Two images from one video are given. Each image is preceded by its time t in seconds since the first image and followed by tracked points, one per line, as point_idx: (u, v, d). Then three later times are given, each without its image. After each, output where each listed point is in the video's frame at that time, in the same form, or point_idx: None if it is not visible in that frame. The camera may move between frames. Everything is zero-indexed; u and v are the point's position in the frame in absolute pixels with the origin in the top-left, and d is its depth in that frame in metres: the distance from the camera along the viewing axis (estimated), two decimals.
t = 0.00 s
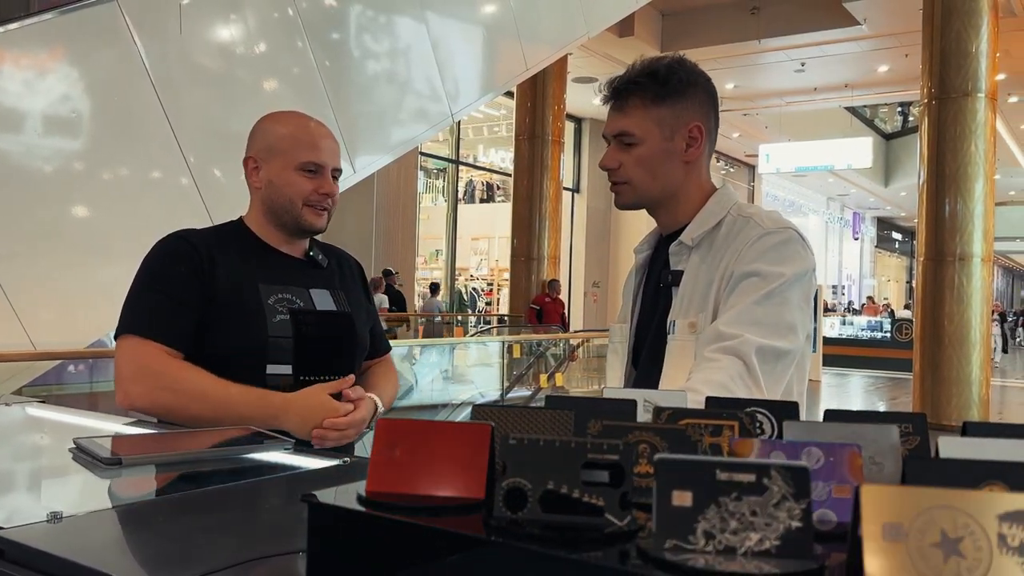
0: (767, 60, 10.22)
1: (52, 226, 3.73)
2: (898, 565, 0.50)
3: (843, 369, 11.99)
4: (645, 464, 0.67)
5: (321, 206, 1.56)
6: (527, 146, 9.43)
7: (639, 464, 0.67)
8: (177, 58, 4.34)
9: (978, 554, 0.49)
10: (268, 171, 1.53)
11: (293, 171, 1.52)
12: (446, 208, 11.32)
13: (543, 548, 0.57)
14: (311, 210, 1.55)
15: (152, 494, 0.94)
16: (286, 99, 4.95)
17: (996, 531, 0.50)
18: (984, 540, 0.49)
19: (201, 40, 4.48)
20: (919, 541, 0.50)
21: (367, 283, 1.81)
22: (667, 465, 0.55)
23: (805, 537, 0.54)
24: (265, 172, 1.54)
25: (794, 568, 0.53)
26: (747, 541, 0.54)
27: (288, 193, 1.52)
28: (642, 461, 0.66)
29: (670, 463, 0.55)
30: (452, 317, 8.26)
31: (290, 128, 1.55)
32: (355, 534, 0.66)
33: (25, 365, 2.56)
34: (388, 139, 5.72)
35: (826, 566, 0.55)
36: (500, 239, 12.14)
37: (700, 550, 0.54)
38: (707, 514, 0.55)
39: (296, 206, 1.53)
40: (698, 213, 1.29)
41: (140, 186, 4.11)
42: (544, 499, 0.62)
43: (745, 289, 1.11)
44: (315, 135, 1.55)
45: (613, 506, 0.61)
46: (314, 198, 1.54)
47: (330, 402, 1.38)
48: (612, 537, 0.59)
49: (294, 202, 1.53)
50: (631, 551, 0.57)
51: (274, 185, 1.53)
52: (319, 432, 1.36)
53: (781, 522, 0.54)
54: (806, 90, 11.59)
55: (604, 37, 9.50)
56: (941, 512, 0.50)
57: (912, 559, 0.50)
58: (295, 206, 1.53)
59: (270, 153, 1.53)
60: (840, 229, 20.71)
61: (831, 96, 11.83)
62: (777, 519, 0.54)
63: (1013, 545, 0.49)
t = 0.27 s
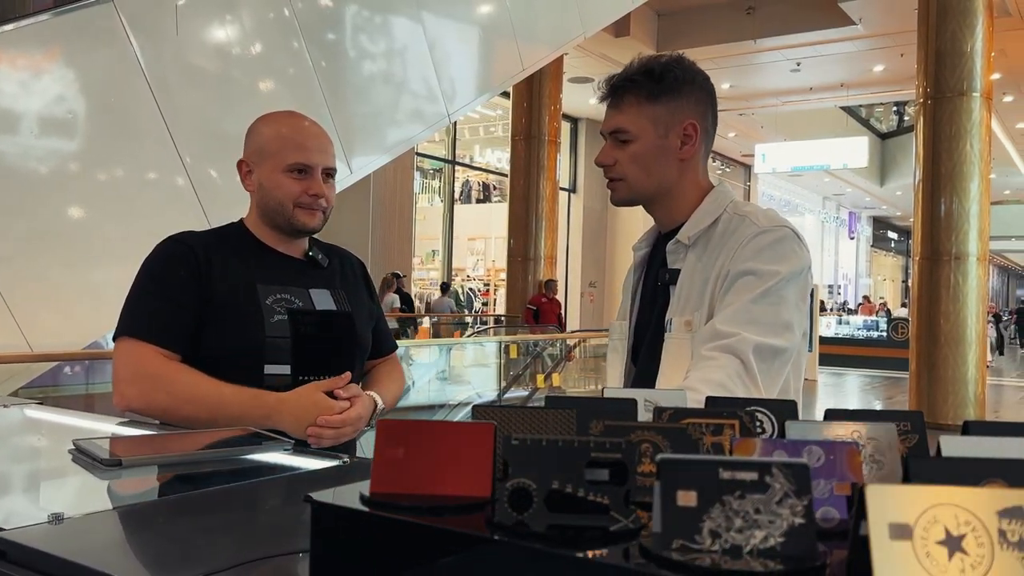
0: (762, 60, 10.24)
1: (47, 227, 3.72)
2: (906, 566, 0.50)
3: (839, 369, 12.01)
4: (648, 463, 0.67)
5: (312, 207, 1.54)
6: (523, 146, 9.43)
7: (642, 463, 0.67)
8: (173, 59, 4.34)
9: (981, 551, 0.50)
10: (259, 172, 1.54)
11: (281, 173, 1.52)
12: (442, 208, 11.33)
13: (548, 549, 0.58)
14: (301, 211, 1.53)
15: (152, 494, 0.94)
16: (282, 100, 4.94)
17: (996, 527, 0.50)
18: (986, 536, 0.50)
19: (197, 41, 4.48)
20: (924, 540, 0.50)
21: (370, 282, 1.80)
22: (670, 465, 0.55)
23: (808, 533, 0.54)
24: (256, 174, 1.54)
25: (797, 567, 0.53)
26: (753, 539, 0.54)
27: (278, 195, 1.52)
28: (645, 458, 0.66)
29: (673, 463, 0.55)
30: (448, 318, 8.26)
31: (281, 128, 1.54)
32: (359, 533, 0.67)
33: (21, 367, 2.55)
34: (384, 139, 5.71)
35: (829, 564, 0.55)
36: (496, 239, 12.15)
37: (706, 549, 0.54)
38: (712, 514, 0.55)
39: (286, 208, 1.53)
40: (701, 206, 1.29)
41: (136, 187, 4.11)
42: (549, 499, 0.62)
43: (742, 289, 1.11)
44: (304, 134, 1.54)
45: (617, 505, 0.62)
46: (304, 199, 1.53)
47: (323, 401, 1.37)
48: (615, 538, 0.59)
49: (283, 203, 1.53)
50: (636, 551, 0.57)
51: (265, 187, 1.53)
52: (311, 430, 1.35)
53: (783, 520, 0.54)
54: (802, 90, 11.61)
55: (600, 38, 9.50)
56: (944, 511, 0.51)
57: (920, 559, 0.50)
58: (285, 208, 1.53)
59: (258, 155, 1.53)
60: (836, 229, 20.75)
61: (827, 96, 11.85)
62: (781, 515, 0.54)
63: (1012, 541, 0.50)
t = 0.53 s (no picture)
0: (758, 60, 10.26)
1: (43, 228, 3.71)
2: (916, 564, 0.50)
3: (836, 368, 12.04)
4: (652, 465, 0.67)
5: (301, 215, 1.52)
6: (520, 147, 9.44)
7: (646, 463, 0.67)
8: (169, 60, 4.33)
9: (986, 546, 0.50)
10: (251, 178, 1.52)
11: (268, 182, 1.50)
12: (439, 209, 11.35)
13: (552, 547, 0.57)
14: (290, 219, 1.52)
15: (154, 495, 0.94)
16: (279, 100, 4.94)
17: (996, 521, 0.51)
18: (988, 533, 0.51)
19: (193, 42, 4.47)
20: (932, 536, 0.50)
21: (377, 283, 1.79)
22: (675, 465, 0.55)
23: (812, 529, 0.55)
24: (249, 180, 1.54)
25: (800, 564, 0.54)
26: (759, 536, 0.55)
27: (267, 204, 1.51)
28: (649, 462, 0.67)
29: (679, 462, 0.55)
30: (445, 318, 8.27)
31: (271, 133, 1.51)
32: (364, 534, 0.66)
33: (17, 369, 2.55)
34: (381, 140, 5.71)
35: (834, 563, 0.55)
36: (493, 239, 12.15)
37: (714, 548, 0.54)
38: (719, 511, 0.55)
39: (274, 216, 1.52)
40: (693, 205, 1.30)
41: (132, 188, 4.10)
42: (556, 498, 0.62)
43: (737, 285, 1.11)
44: (289, 139, 1.49)
45: (623, 502, 0.62)
46: (291, 208, 1.51)
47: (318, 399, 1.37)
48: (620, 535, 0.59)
49: (273, 211, 1.52)
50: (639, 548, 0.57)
51: (256, 193, 1.52)
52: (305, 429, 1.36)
53: (788, 516, 0.55)
54: (798, 90, 11.63)
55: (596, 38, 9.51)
56: (948, 507, 0.51)
57: (930, 558, 0.49)
58: (274, 216, 1.52)
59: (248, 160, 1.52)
60: (832, 228, 20.80)
61: (823, 95, 11.87)
62: (785, 512, 0.55)
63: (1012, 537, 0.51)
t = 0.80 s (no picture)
0: (755, 60, 10.27)
1: (40, 229, 3.71)
2: (926, 563, 0.49)
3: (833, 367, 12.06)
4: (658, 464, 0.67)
5: (299, 220, 1.51)
6: (517, 147, 9.44)
7: (651, 462, 0.68)
8: (165, 61, 4.32)
9: (989, 543, 0.51)
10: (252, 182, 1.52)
11: (266, 187, 1.49)
12: (436, 209, 11.37)
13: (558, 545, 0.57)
14: (287, 224, 1.51)
15: (156, 496, 0.94)
16: (275, 101, 4.94)
17: (998, 519, 0.52)
18: (991, 530, 0.51)
19: (189, 43, 4.46)
20: (938, 535, 0.50)
21: (388, 280, 1.76)
22: (681, 465, 0.55)
23: (815, 526, 0.56)
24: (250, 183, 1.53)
25: (804, 562, 0.54)
26: (765, 534, 0.55)
27: (263, 208, 1.51)
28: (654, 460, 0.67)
29: (687, 463, 0.55)
30: (442, 319, 8.27)
31: (272, 136, 1.50)
32: (369, 534, 0.66)
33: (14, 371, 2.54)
34: (377, 140, 5.71)
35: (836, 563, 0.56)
36: (490, 239, 12.15)
37: (723, 547, 0.54)
38: (726, 511, 0.55)
39: (271, 221, 1.51)
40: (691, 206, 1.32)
41: (129, 189, 4.10)
42: (564, 498, 0.61)
43: (757, 292, 1.14)
44: (288, 143, 1.48)
45: (629, 501, 0.63)
46: (286, 213, 1.50)
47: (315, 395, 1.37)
48: (624, 534, 0.60)
49: (270, 216, 1.51)
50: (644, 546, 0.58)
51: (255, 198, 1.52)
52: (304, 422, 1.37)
53: (792, 514, 0.56)
54: (794, 90, 11.64)
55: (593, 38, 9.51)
56: (953, 506, 0.51)
57: (938, 558, 0.49)
58: (270, 221, 1.51)
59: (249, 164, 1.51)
60: (828, 228, 20.83)
61: (820, 95, 11.89)
62: (789, 510, 0.56)
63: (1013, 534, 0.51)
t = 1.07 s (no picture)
0: (752, 61, 10.27)
1: (37, 230, 3.70)
2: (937, 562, 0.49)
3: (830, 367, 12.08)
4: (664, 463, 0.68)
5: (311, 223, 1.51)
6: (514, 148, 9.44)
7: (657, 461, 0.68)
8: (163, 61, 4.32)
9: (993, 541, 0.51)
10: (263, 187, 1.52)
11: (275, 193, 1.50)
12: (433, 210, 11.40)
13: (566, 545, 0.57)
14: (299, 227, 1.51)
15: (159, 496, 0.95)
16: (272, 102, 4.93)
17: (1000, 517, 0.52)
18: (996, 528, 0.51)
19: (187, 43, 4.45)
20: (949, 534, 0.50)
21: (402, 280, 1.74)
22: (691, 466, 0.55)
23: (816, 522, 0.57)
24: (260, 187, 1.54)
25: (809, 561, 0.55)
26: (771, 533, 0.55)
27: (276, 214, 1.51)
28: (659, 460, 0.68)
29: (698, 464, 0.55)
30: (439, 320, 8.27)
31: (279, 140, 1.49)
32: (374, 534, 0.67)
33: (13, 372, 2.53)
34: (375, 141, 5.70)
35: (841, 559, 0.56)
36: (487, 240, 12.15)
37: (734, 547, 0.54)
38: (737, 509, 0.55)
39: (285, 225, 1.52)
40: (693, 205, 1.35)
41: (126, 190, 4.09)
42: (573, 498, 0.62)
43: (777, 298, 1.18)
44: (294, 147, 1.48)
45: (634, 499, 0.63)
46: (298, 217, 1.50)
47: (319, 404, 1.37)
48: (630, 532, 0.60)
49: (282, 221, 1.51)
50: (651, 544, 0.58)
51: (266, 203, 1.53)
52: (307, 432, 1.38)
53: (795, 512, 0.57)
54: (791, 90, 11.65)
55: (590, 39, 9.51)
56: (961, 505, 0.51)
57: (947, 556, 0.49)
58: (283, 225, 1.52)
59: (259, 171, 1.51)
60: (825, 228, 20.85)
61: (817, 96, 11.89)
62: (793, 508, 0.57)
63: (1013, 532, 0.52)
